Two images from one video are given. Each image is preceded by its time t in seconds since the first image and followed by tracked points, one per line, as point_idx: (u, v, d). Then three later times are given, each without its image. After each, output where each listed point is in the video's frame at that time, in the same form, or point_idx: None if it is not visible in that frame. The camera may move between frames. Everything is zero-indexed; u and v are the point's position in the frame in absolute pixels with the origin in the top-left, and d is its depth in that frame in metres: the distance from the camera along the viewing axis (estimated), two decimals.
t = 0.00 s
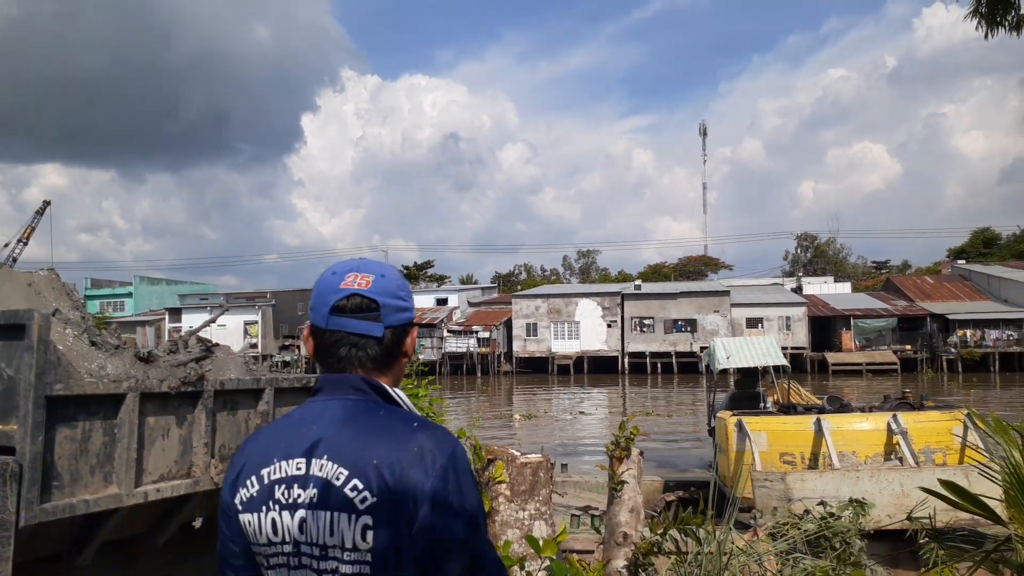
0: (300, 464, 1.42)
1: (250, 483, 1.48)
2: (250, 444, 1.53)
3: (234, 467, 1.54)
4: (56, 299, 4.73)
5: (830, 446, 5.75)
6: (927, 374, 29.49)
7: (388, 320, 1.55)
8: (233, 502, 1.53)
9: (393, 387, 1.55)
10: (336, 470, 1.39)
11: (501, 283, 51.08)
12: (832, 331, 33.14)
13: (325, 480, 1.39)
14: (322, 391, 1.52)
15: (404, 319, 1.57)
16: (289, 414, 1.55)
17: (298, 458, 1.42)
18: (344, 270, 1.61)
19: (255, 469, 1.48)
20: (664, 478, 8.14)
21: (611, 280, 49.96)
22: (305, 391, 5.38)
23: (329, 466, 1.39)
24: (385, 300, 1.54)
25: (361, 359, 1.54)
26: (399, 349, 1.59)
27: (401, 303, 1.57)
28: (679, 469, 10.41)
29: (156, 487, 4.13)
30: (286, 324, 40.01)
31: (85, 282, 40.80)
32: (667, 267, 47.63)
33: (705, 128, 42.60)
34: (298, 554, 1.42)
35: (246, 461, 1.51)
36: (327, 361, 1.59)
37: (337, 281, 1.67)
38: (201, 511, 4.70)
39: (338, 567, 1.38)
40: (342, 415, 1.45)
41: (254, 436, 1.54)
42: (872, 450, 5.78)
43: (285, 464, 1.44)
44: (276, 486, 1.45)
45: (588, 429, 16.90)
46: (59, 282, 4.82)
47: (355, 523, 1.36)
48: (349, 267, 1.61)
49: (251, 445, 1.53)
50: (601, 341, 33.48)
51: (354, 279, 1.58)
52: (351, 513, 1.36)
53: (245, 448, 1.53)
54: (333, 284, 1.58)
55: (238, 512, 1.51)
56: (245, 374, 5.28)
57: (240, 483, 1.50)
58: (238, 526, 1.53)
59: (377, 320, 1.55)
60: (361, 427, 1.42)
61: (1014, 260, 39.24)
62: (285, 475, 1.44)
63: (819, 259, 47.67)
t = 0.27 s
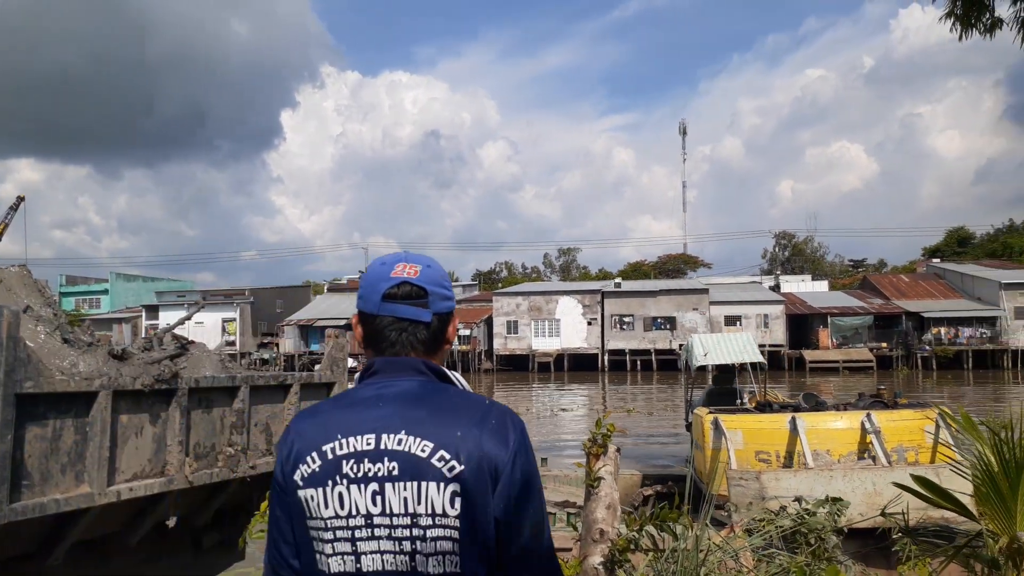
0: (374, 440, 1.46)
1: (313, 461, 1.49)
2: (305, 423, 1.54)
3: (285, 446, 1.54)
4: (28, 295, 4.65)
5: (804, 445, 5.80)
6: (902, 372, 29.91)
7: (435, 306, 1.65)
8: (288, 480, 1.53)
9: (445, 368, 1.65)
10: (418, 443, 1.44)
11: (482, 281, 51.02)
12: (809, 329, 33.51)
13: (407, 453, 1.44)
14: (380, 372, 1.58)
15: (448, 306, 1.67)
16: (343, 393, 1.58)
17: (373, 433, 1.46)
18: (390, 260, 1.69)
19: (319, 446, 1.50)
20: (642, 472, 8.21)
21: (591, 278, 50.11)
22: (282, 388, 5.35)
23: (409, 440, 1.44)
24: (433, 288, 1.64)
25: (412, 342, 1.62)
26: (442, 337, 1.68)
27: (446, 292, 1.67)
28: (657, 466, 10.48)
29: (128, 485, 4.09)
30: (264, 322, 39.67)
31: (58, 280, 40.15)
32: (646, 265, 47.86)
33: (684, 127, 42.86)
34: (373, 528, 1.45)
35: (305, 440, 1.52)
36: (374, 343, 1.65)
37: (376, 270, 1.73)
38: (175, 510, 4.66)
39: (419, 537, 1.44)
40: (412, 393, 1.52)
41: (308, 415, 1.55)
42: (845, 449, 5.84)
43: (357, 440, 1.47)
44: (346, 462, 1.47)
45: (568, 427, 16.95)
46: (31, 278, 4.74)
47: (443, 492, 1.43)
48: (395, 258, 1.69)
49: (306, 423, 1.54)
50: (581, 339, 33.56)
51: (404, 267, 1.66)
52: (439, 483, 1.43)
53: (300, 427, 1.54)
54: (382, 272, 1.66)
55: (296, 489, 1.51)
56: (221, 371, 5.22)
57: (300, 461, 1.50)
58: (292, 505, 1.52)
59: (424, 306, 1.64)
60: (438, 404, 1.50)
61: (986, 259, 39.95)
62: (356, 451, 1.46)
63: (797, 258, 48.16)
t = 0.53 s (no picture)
0: (453, 434, 1.55)
1: (389, 457, 1.55)
2: (373, 419, 1.59)
3: (353, 442, 1.58)
4: None
5: (775, 450, 5.87)
6: (874, 373, 30.37)
7: (475, 304, 1.77)
8: (358, 476, 1.58)
9: (495, 363, 1.77)
10: (499, 436, 1.56)
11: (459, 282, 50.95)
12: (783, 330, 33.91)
13: (490, 447, 1.55)
14: (440, 370, 1.67)
15: (487, 304, 1.79)
16: (405, 390, 1.65)
17: (451, 428, 1.55)
18: (427, 263, 1.82)
19: (394, 443, 1.56)
20: (618, 472, 8.29)
21: (568, 279, 50.27)
22: (254, 390, 5.30)
23: (491, 434, 1.55)
24: (472, 285, 1.76)
25: (458, 339, 1.74)
26: (484, 332, 1.80)
27: (484, 289, 1.79)
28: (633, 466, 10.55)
29: (96, 488, 4.04)
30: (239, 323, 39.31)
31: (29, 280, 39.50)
32: (623, 267, 48.13)
33: (660, 130, 43.23)
34: (453, 520, 1.54)
35: (377, 436, 1.57)
36: (423, 343, 1.75)
37: (411, 273, 1.84)
38: (144, 513, 4.61)
39: (501, 527, 1.54)
40: (481, 389, 1.63)
41: (373, 412, 1.61)
42: (817, 455, 5.90)
43: (435, 434, 1.55)
44: (425, 458, 1.54)
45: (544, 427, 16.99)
46: None
47: (528, 481, 1.55)
48: (432, 260, 1.81)
49: (374, 421, 1.59)
50: (559, 340, 33.67)
51: (442, 268, 1.79)
52: (526, 473, 1.55)
53: (368, 424, 1.59)
54: (424, 274, 1.78)
55: (367, 487, 1.56)
56: (192, 373, 5.17)
57: (373, 457, 1.56)
58: (363, 502, 1.57)
59: (464, 304, 1.76)
60: (507, 399, 1.62)
61: (956, 262, 40.69)
62: (435, 446, 1.54)
63: (772, 260, 48.71)
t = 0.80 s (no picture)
0: (493, 428, 1.61)
1: (433, 442, 1.59)
2: (414, 407, 1.64)
3: (395, 423, 1.63)
4: None
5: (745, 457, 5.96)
6: (845, 375, 30.85)
7: (506, 308, 1.79)
8: (400, 459, 1.61)
9: (526, 365, 1.81)
10: (538, 431, 1.62)
11: (435, 284, 50.83)
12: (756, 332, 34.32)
13: (529, 442, 1.61)
14: (477, 367, 1.71)
15: (520, 309, 1.81)
16: (445, 383, 1.69)
17: (492, 421, 1.61)
18: (462, 267, 1.85)
19: (437, 430, 1.60)
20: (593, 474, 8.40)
21: (544, 281, 50.40)
22: (225, 393, 5.25)
23: (531, 429, 1.62)
24: (504, 291, 1.79)
25: (490, 341, 1.76)
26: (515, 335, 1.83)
27: (516, 293, 1.81)
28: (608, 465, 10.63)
29: (62, 493, 3.98)
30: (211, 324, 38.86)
31: None
32: (598, 269, 48.38)
33: (634, 134, 43.56)
34: (490, 510, 1.59)
35: (418, 423, 1.61)
36: (459, 343, 1.78)
37: (444, 276, 1.87)
38: (112, 518, 4.55)
39: (537, 518, 1.61)
40: (520, 387, 1.68)
41: (414, 400, 1.65)
42: (786, 463, 5.99)
43: (476, 425, 1.61)
44: (468, 447, 1.59)
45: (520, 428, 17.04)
46: None
47: (565, 476, 1.62)
48: (466, 264, 1.85)
49: (416, 407, 1.64)
50: (534, 342, 33.75)
51: (475, 273, 1.81)
52: (564, 468, 1.62)
53: (410, 410, 1.63)
54: (458, 277, 1.81)
55: (408, 469, 1.60)
56: (161, 376, 5.11)
57: (416, 442, 1.60)
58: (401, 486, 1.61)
59: (496, 308, 1.78)
60: (545, 397, 1.68)
61: (924, 265, 41.47)
62: (477, 437, 1.60)
63: (745, 262, 49.27)
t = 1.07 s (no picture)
0: (480, 421, 1.63)
1: (424, 434, 1.60)
2: (403, 400, 1.64)
3: (382, 413, 1.63)
4: None
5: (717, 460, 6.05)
6: (817, 374, 31.29)
7: (486, 308, 1.80)
8: (389, 449, 1.61)
9: (510, 362, 1.83)
10: (524, 424, 1.65)
11: (411, 284, 50.70)
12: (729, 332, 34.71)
13: (516, 434, 1.64)
14: (464, 363, 1.73)
15: (502, 309, 1.83)
16: (432, 377, 1.70)
17: (480, 413, 1.63)
18: (445, 267, 1.86)
19: (425, 421, 1.62)
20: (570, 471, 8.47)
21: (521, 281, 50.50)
22: (198, 394, 5.19)
23: (517, 421, 1.64)
24: (486, 291, 1.80)
25: (473, 340, 1.77)
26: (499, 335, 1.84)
27: (499, 293, 1.82)
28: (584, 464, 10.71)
29: (30, 496, 3.93)
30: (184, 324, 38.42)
31: None
32: (575, 269, 48.60)
33: (610, 134, 43.82)
34: (479, 503, 1.61)
35: (407, 416, 1.62)
36: (443, 342, 1.79)
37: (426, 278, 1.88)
38: (82, 520, 4.49)
39: (525, 510, 1.64)
40: (505, 381, 1.71)
41: (402, 392, 1.66)
42: (757, 466, 6.09)
43: (464, 416, 1.63)
44: (458, 439, 1.61)
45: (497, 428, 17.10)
46: None
47: (551, 467, 1.66)
48: (446, 267, 1.86)
49: (405, 399, 1.65)
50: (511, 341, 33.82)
51: (457, 274, 1.82)
52: (549, 458, 1.65)
53: (399, 402, 1.64)
54: (438, 280, 1.82)
55: (401, 460, 1.60)
56: (133, 376, 5.06)
57: (407, 433, 1.60)
58: (391, 476, 1.61)
59: (476, 308, 1.79)
60: (529, 390, 1.71)
61: (894, 266, 42.19)
62: (466, 429, 1.62)
63: (719, 263, 49.79)
